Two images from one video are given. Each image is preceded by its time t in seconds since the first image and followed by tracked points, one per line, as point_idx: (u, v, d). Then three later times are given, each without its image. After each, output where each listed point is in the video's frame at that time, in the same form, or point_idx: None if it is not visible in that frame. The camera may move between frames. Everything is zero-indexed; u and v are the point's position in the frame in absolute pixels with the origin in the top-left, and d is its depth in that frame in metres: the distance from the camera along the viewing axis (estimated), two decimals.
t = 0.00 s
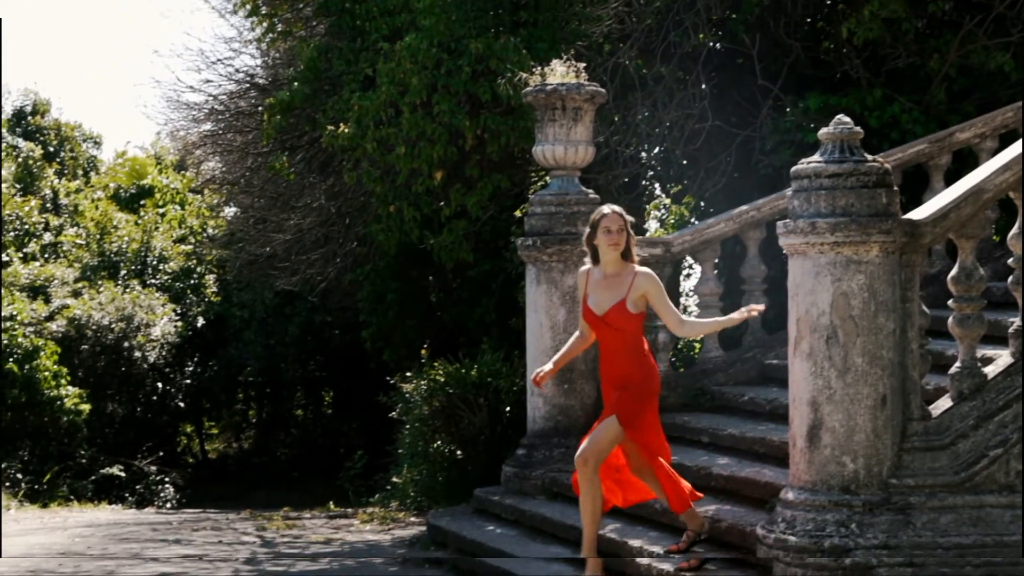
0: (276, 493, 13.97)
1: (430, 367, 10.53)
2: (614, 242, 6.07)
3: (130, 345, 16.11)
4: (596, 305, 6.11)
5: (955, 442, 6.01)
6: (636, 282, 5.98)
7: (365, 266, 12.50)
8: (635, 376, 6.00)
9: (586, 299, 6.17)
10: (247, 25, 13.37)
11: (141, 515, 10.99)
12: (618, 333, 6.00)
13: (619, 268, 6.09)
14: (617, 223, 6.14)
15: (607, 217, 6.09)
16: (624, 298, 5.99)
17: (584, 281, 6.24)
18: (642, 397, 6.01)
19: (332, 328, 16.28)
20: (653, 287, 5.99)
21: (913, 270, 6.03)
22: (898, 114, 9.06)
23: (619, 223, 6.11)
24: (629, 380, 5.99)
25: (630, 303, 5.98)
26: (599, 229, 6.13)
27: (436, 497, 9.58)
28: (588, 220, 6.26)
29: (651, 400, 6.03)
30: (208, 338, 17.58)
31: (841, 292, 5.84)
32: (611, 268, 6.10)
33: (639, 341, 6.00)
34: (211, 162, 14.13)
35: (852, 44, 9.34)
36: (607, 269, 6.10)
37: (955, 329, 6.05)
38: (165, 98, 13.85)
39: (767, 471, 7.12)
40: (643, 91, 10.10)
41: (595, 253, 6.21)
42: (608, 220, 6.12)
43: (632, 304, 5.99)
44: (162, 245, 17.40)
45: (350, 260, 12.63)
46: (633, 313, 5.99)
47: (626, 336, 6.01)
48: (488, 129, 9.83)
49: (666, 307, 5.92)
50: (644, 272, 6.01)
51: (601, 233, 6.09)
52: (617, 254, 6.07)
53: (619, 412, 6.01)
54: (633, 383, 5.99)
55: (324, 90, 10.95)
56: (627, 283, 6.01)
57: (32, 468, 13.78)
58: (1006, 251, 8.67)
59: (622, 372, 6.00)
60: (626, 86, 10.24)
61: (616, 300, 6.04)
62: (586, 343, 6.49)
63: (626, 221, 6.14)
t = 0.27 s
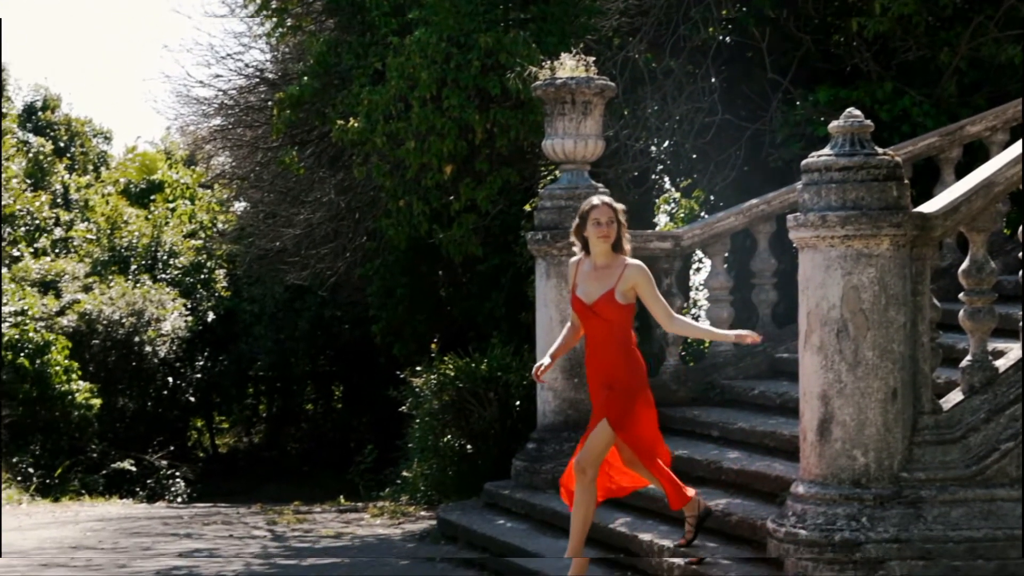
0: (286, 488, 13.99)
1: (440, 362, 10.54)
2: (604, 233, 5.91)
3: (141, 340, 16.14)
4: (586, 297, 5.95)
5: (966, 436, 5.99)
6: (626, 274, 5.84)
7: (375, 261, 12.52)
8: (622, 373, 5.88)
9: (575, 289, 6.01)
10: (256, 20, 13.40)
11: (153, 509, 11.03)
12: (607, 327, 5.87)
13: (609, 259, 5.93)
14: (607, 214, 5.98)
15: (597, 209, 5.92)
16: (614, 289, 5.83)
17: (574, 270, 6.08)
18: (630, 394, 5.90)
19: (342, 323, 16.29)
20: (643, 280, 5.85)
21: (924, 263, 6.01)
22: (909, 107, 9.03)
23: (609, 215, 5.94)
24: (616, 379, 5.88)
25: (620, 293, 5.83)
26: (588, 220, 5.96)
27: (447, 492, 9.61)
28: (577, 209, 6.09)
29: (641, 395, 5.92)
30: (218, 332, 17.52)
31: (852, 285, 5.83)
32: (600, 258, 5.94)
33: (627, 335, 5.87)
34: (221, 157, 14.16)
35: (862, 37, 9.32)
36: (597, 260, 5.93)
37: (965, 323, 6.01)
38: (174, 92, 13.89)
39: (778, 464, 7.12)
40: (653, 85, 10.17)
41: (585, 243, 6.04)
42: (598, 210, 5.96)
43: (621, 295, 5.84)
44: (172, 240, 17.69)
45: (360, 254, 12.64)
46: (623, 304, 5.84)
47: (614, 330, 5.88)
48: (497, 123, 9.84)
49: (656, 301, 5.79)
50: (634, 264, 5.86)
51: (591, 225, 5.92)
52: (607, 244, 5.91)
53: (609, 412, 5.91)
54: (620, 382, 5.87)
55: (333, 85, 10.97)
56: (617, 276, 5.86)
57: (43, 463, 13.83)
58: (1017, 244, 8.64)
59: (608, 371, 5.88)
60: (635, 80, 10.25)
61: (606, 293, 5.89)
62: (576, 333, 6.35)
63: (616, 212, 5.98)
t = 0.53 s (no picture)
0: (298, 480, 14.02)
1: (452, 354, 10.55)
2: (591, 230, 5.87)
3: (152, 332, 16.39)
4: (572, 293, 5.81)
5: (980, 428, 6.00)
6: (614, 273, 5.71)
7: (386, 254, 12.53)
8: (608, 378, 5.74)
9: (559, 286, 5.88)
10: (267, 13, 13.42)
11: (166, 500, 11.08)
12: (594, 327, 5.73)
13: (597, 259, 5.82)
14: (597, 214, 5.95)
15: (585, 207, 5.91)
16: (601, 286, 5.70)
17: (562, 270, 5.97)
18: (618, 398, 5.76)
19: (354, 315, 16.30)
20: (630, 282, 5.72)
21: (936, 255, 5.97)
22: (921, 98, 9.01)
23: (598, 215, 5.90)
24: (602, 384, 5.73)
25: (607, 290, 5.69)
26: (578, 219, 5.94)
27: (458, 485, 9.54)
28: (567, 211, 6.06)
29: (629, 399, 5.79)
30: (229, 325, 17.57)
31: (864, 277, 5.81)
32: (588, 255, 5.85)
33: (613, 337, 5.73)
34: (233, 150, 14.19)
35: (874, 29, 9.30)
36: (584, 258, 5.83)
37: (979, 315, 6.01)
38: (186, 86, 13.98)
39: (789, 458, 7.07)
40: (664, 77, 10.13)
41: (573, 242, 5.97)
42: (586, 209, 5.93)
43: (608, 295, 5.71)
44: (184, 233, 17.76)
45: (371, 247, 12.66)
46: (610, 303, 5.71)
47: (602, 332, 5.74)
48: (509, 116, 9.87)
49: (643, 303, 5.65)
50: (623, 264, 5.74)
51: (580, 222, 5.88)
52: (597, 241, 5.84)
53: (598, 419, 5.75)
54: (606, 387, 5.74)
55: (344, 77, 10.99)
56: (604, 274, 5.73)
57: (56, 455, 13.89)
58: None
59: (594, 377, 5.73)
60: (647, 72, 10.25)
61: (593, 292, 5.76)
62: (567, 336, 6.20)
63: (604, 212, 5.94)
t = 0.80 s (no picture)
0: (309, 472, 14.03)
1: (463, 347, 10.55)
2: (576, 239, 5.70)
3: (164, 325, 16.37)
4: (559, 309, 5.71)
5: (993, 419, 6.00)
6: (600, 287, 5.57)
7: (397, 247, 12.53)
8: (594, 386, 5.59)
9: (548, 297, 5.76)
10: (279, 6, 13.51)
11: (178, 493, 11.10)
12: (579, 339, 5.57)
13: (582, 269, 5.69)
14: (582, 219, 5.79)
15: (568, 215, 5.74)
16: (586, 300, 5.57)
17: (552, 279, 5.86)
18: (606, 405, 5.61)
19: (365, 308, 16.31)
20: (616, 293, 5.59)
21: (949, 246, 5.97)
22: (934, 89, 8.98)
23: (580, 221, 5.74)
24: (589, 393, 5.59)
25: (593, 306, 5.55)
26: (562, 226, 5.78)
27: (470, 477, 9.62)
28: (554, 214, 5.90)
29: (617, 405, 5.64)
30: (241, 318, 17.47)
31: (876, 269, 5.80)
32: (575, 265, 5.71)
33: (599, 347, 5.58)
34: (244, 143, 14.22)
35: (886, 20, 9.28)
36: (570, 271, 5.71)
37: (992, 306, 6.02)
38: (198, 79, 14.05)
39: (801, 449, 7.06)
40: (675, 69, 10.11)
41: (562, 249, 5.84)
42: (570, 215, 5.76)
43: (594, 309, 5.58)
44: (196, 226, 17.81)
45: (382, 240, 12.66)
46: (596, 317, 5.55)
47: (587, 342, 5.59)
48: (520, 108, 9.91)
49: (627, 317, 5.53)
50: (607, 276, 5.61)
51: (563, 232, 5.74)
52: (582, 251, 5.68)
53: (586, 428, 5.60)
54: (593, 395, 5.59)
55: (355, 70, 11.00)
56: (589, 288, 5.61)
57: (69, 447, 13.93)
58: None
59: (581, 387, 5.58)
60: (658, 64, 10.23)
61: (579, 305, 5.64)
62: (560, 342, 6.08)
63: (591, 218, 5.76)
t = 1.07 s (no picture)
0: (319, 466, 14.05)
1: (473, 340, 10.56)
2: (559, 246, 5.66)
3: (175, 320, 16.26)
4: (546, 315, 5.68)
5: (1004, 412, 5.98)
6: (587, 297, 5.53)
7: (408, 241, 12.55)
8: (590, 393, 5.54)
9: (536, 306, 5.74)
10: None
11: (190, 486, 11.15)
12: (570, 350, 5.55)
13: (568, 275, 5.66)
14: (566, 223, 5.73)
15: (552, 221, 5.69)
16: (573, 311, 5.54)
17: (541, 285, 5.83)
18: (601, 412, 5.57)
19: (375, 303, 16.33)
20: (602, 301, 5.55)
21: (961, 239, 5.95)
22: (945, 82, 8.95)
23: (563, 226, 5.69)
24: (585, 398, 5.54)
25: (580, 318, 5.53)
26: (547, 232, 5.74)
27: (480, 470, 9.62)
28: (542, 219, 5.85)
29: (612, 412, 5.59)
30: (252, 313, 17.37)
31: (887, 262, 5.79)
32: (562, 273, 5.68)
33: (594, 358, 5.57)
34: (254, 137, 14.26)
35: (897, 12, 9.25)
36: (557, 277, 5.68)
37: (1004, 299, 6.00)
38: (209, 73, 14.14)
39: (812, 442, 7.06)
40: (686, 63, 10.11)
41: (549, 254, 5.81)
42: (554, 221, 5.71)
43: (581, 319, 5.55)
44: (207, 221, 17.89)
45: (392, 234, 12.68)
46: (583, 329, 5.53)
47: (578, 353, 5.58)
48: (530, 101, 9.95)
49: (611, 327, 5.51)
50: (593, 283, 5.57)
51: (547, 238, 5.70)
52: (567, 261, 5.64)
53: (580, 433, 5.55)
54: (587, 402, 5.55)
55: (365, 64, 11.03)
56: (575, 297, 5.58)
57: (81, 442, 13.99)
58: None
59: (575, 392, 5.54)
60: (668, 57, 10.24)
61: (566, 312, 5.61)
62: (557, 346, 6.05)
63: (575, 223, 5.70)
